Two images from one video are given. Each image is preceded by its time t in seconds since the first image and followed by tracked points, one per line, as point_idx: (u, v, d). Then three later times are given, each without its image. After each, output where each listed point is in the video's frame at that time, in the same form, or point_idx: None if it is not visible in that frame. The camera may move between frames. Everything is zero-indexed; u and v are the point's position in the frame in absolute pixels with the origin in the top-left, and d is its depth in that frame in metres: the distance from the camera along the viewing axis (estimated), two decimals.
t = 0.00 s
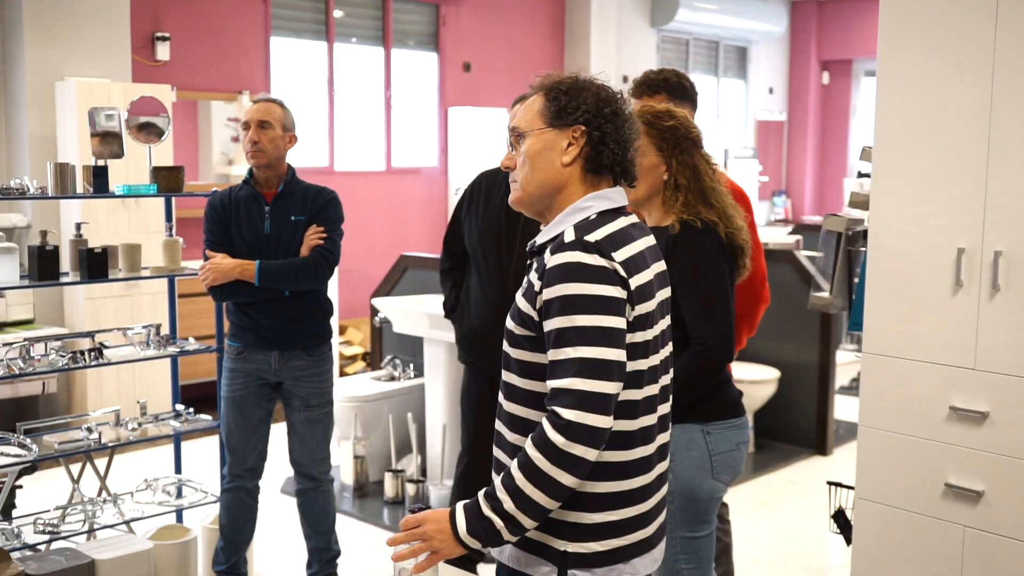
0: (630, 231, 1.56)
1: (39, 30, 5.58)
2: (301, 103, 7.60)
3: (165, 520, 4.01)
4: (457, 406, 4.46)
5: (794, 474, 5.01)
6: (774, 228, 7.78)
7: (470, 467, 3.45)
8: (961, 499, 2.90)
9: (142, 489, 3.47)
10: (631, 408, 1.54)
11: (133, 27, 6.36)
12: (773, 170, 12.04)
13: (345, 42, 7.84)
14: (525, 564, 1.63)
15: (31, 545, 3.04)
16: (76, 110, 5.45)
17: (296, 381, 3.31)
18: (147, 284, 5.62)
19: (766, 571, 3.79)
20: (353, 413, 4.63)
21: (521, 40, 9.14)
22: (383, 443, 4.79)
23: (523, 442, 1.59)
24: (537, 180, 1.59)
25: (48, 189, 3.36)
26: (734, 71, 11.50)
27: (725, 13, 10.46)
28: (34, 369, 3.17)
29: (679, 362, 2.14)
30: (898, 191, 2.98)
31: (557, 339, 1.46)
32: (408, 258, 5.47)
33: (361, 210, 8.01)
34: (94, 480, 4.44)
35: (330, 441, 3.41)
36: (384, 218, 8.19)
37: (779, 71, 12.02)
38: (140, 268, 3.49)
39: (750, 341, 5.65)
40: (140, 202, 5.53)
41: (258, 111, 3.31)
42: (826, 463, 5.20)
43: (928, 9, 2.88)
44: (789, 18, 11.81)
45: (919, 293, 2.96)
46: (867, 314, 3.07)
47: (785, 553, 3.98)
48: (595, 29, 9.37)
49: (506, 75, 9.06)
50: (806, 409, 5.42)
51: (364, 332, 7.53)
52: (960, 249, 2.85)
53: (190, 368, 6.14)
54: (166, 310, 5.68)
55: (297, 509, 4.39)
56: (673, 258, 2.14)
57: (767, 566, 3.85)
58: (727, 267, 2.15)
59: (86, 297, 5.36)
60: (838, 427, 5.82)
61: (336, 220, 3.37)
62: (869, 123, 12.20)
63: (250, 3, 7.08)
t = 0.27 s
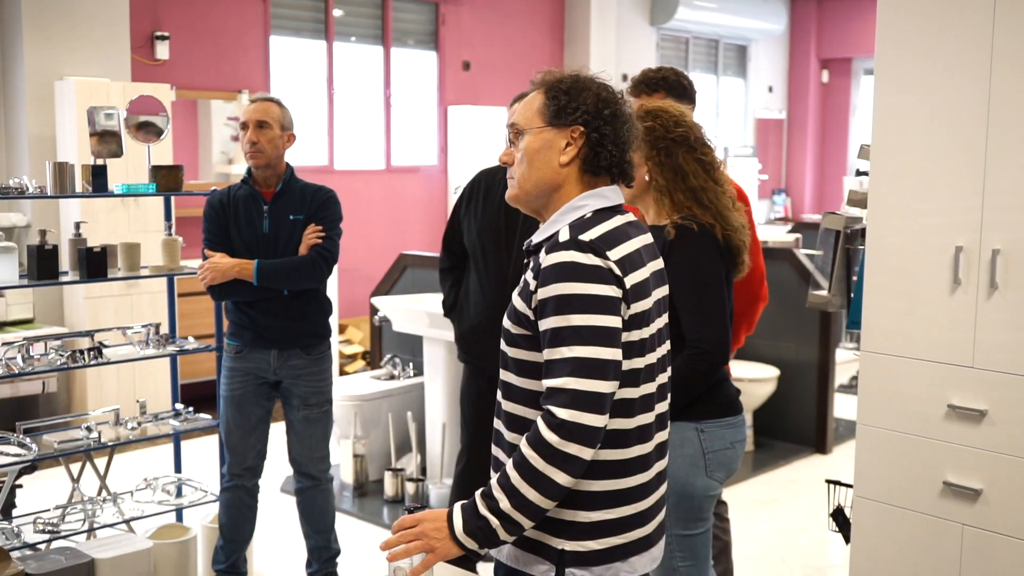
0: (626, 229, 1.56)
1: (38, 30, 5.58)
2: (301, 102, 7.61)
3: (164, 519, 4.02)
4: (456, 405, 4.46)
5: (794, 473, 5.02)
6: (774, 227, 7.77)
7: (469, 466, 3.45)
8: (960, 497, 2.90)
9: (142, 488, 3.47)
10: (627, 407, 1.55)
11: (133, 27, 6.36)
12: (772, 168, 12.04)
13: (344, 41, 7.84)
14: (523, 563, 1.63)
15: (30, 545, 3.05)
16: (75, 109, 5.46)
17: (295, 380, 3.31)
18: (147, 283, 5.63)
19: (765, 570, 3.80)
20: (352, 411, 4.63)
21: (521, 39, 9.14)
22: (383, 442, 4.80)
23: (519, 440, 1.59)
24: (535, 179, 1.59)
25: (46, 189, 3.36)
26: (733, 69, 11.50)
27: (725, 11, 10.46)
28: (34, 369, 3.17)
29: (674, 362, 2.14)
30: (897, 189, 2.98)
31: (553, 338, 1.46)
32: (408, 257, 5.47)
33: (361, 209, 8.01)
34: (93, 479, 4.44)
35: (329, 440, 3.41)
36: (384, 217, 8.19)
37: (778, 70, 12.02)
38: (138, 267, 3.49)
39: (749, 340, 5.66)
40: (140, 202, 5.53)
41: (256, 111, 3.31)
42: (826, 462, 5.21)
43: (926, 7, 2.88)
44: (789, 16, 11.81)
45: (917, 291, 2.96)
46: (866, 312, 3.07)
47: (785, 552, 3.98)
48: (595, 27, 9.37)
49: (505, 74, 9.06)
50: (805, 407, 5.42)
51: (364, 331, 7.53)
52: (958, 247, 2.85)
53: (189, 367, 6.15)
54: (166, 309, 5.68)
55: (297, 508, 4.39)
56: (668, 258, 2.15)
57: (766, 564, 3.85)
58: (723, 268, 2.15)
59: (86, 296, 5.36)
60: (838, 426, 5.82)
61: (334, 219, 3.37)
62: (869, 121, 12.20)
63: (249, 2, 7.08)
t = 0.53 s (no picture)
0: (624, 227, 1.56)
1: (38, 29, 5.58)
2: (301, 100, 7.61)
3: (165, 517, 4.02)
4: (456, 403, 4.46)
5: (795, 470, 5.02)
6: (775, 224, 7.78)
7: (469, 463, 3.45)
8: (959, 494, 2.90)
9: (142, 486, 3.47)
10: (626, 404, 1.55)
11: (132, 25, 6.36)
12: (773, 166, 12.04)
13: (344, 39, 7.84)
14: (523, 561, 1.63)
15: (31, 543, 3.05)
16: (75, 108, 5.46)
17: (295, 377, 3.31)
18: (147, 282, 5.63)
19: (766, 567, 3.80)
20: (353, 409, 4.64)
21: (521, 36, 9.14)
22: (383, 440, 4.80)
23: (519, 439, 1.59)
24: (532, 178, 1.59)
25: (47, 187, 3.36)
26: (734, 67, 11.50)
27: (725, 8, 10.46)
28: (34, 367, 3.18)
29: (672, 361, 2.14)
30: (896, 187, 2.98)
31: (551, 337, 1.46)
32: (408, 255, 5.47)
33: (362, 207, 8.02)
34: (94, 477, 4.45)
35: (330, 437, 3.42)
36: (385, 215, 8.19)
37: (779, 67, 12.01)
38: (139, 265, 3.49)
39: (749, 337, 5.66)
40: (140, 200, 5.53)
41: (255, 109, 3.31)
42: (826, 459, 5.21)
43: (925, 3, 2.87)
44: (789, 14, 11.80)
45: (917, 288, 2.96)
46: (866, 309, 3.07)
47: (785, 549, 3.98)
48: (594, 25, 9.36)
49: (506, 71, 9.06)
50: (806, 405, 5.42)
51: (365, 329, 7.54)
52: (957, 245, 2.85)
53: (190, 365, 6.15)
54: (166, 308, 5.69)
55: (297, 505, 4.40)
56: (665, 255, 2.15)
57: (767, 562, 3.85)
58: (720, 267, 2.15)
59: (86, 295, 5.36)
60: (838, 423, 5.82)
61: (334, 217, 3.37)
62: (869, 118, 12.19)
63: None
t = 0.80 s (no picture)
0: (624, 226, 1.56)
1: (39, 28, 5.58)
2: (302, 99, 7.61)
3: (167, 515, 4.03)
4: (458, 402, 4.46)
5: (797, 468, 5.01)
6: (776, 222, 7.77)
7: (470, 461, 3.45)
8: (961, 492, 2.90)
9: (145, 485, 3.47)
10: (627, 403, 1.54)
11: (133, 24, 6.36)
12: (775, 164, 12.04)
13: (345, 38, 7.84)
14: (525, 559, 1.63)
15: (34, 541, 3.05)
16: (77, 107, 5.46)
17: (297, 376, 3.31)
18: (149, 281, 5.64)
19: (768, 565, 3.80)
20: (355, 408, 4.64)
21: (522, 35, 9.14)
22: (385, 439, 4.80)
23: (520, 437, 1.59)
24: (533, 177, 1.59)
25: (48, 186, 3.36)
26: (735, 65, 11.50)
27: (726, 6, 10.45)
28: (36, 366, 3.18)
29: (674, 359, 2.14)
30: (897, 184, 2.97)
31: (553, 335, 1.46)
32: (410, 253, 5.47)
33: (363, 206, 8.02)
34: (96, 476, 4.45)
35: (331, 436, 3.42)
36: (386, 213, 8.19)
37: (780, 65, 12.00)
38: (140, 264, 3.49)
39: (751, 335, 5.66)
40: (142, 199, 5.54)
41: (257, 108, 3.31)
42: (829, 457, 5.20)
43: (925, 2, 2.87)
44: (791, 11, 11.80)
45: (918, 286, 2.95)
46: (867, 307, 3.07)
47: (788, 547, 3.98)
48: (596, 22, 9.35)
49: (507, 70, 9.06)
50: (808, 403, 5.41)
51: (367, 328, 7.54)
52: (958, 242, 2.85)
53: (192, 364, 6.15)
54: (168, 307, 5.69)
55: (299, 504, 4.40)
56: (667, 254, 2.14)
57: (769, 560, 3.85)
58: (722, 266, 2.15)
59: (88, 294, 5.37)
60: (840, 421, 5.82)
61: (336, 216, 3.38)
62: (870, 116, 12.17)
63: None
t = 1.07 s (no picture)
0: (627, 223, 1.56)
1: (42, 28, 5.59)
2: (305, 98, 7.62)
3: (172, 514, 4.04)
4: (462, 400, 4.46)
5: (801, 464, 5.01)
6: (780, 219, 7.76)
7: (474, 459, 3.45)
8: (966, 487, 2.89)
9: (150, 484, 3.48)
10: (631, 399, 1.55)
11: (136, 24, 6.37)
12: (778, 160, 12.03)
13: (348, 36, 7.84)
14: (530, 556, 1.64)
15: (40, 540, 3.06)
16: (80, 107, 5.47)
17: (301, 374, 3.32)
18: (153, 280, 5.64)
19: (772, 561, 3.80)
20: (359, 406, 4.64)
21: (525, 33, 9.14)
22: (390, 437, 4.81)
23: (524, 435, 1.59)
24: (534, 174, 1.59)
25: (52, 186, 3.37)
26: (738, 61, 11.49)
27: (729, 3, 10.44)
28: (40, 365, 3.19)
29: (679, 354, 2.14)
30: (901, 181, 2.97)
31: (556, 333, 1.46)
32: (413, 252, 5.47)
33: (367, 205, 8.02)
34: (101, 475, 4.46)
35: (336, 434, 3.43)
36: (390, 211, 8.19)
37: (783, 61, 11.99)
38: (145, 264, 3.49)
39: (754, 332, 5.66)
40: (146, 198, 5.55)
41: (260, 108, 3.32)
42: (833, 453, 5.20)
43: None
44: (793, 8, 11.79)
45: (921, 281, 2.95)
46: (871, 303, 3.07)
47: (792, 543, 3.98)
48: (598, 20, 9.35)
49: (510, 68, 9.05)
50: (813, 399, 5.41)
51: (371, 327, 7.54)
52: (962, 237, 2.85)
53: (196, 363, 6.16)
54: (172, 306, 5.70)
55: (304, 502, 4.41)
56: (673, 249, 2.15)
57: (774, 556, 3.85)
58: (728, 259, 2.15)
59: (93, 293, 5.38)
60: (844, 418, 5.82)
61: (340, 215, 3.38)
62: (873, 112, 12.15)
63: None
